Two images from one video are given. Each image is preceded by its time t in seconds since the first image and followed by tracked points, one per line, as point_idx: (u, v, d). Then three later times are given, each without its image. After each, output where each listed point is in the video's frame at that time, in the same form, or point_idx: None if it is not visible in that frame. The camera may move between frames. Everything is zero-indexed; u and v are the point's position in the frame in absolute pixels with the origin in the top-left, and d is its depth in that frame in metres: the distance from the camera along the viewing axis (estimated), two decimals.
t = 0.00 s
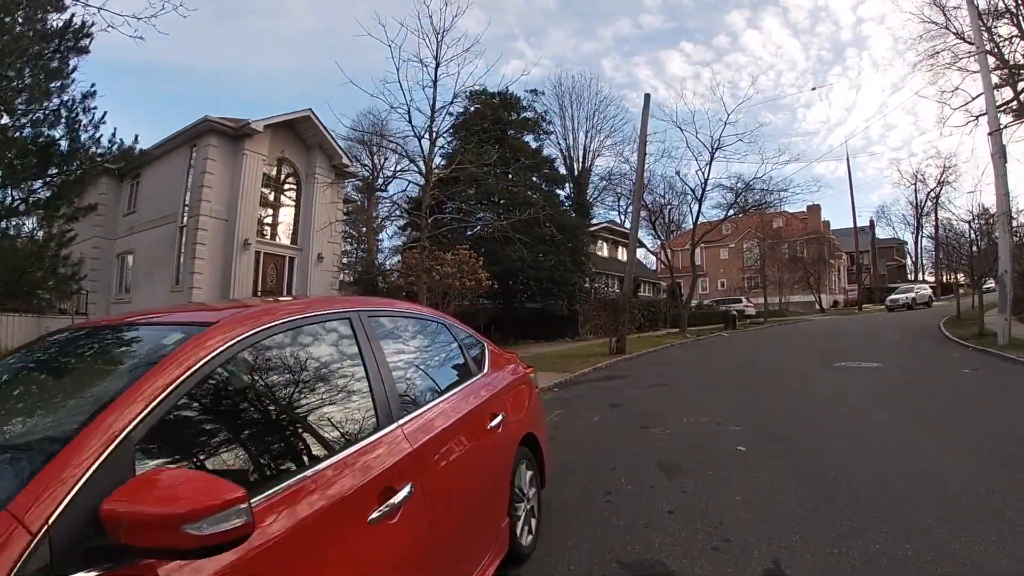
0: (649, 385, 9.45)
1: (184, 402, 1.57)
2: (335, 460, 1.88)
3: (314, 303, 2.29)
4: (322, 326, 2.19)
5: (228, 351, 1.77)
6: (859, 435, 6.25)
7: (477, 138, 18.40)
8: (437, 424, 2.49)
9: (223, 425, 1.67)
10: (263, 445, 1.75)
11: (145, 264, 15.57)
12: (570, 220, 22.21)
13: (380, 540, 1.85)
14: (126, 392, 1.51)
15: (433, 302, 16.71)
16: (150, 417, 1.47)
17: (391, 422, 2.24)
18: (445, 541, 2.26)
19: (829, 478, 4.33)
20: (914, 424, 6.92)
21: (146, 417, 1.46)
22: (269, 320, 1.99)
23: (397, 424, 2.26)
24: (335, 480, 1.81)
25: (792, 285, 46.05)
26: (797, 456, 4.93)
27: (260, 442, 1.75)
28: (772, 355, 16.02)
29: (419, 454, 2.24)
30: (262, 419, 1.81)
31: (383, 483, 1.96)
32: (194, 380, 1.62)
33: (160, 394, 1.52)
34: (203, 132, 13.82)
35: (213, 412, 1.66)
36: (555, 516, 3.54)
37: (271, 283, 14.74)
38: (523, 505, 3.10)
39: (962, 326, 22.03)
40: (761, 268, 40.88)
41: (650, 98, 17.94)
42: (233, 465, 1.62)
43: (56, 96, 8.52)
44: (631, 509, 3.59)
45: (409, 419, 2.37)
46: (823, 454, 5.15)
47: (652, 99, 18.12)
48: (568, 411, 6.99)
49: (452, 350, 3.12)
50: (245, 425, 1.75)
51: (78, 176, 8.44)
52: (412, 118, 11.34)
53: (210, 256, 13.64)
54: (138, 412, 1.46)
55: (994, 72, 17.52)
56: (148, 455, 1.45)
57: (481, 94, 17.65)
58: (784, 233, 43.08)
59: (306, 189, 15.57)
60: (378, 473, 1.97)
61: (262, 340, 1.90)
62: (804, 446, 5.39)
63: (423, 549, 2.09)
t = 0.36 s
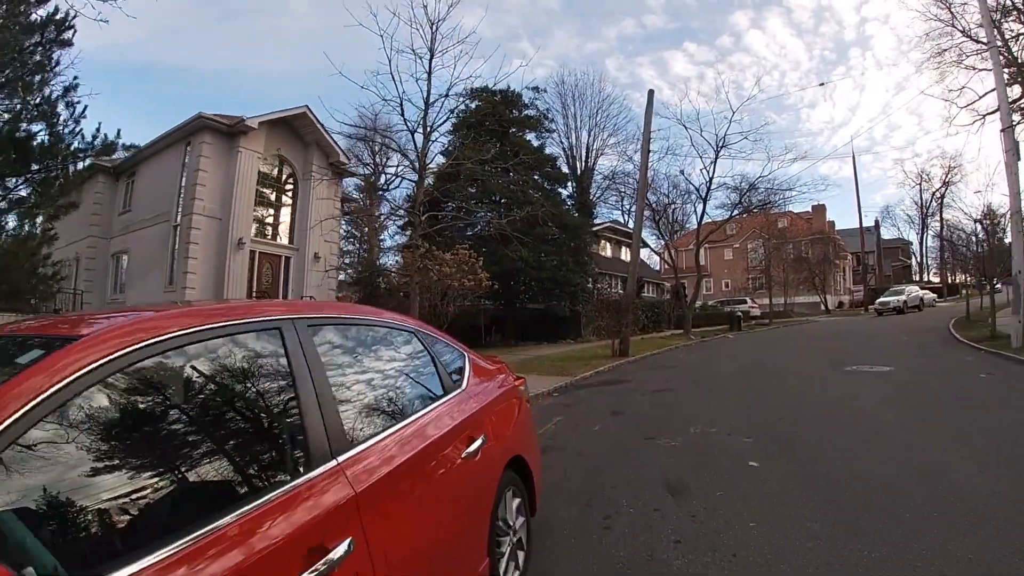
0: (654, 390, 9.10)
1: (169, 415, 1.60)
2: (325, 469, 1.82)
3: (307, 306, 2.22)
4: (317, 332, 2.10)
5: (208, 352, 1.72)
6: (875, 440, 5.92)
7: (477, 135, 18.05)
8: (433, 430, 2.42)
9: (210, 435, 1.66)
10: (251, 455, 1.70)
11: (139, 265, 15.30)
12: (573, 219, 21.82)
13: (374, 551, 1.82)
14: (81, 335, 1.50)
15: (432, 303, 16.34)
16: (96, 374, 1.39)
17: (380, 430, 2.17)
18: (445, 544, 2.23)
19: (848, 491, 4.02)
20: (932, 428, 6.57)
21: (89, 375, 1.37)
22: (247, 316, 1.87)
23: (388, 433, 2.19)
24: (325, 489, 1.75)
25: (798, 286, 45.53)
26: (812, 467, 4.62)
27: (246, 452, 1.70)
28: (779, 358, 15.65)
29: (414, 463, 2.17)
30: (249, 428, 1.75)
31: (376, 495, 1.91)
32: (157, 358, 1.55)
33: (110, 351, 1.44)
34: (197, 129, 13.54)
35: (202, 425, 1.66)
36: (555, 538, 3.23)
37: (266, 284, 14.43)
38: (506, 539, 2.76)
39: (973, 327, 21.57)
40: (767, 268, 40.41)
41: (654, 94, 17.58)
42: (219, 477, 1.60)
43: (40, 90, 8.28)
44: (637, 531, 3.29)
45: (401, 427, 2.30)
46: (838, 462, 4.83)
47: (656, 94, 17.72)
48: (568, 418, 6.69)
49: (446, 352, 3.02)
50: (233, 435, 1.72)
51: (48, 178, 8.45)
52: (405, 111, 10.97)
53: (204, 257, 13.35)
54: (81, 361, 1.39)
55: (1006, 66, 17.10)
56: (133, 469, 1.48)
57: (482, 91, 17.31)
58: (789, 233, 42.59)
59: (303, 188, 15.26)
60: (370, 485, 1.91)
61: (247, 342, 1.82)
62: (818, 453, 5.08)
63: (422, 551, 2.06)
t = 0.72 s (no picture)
0: (657, 395, 8.75)
1: (160, 425, 1.40)
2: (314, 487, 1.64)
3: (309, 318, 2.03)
4: (306, 343, 1.94)
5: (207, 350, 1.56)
6: (896, 446, 5.59)
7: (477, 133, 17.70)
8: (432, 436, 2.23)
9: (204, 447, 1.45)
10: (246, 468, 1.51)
11: (132, 264, 14.97)
12: (574, 218, 21.47)
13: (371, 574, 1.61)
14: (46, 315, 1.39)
15: (430, 303, 16.01)
16: (72, 350, 1.26)
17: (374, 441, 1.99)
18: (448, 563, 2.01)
19: (872, 510, 3.68)
20: (950, 432, 6.24)
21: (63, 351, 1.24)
22: (234, 321, 1.68)
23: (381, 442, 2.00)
24: (316, 508, 1.57)
25: (801, 286, 45.09)
26: (830, 481, 4.28)
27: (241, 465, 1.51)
28: (785, 360, 15.29)
29: (414, 472, 1.97)
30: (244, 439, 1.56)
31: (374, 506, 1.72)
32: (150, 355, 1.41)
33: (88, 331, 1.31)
34: (190, 126, 13.23)
35: (203, 431, 1.43)
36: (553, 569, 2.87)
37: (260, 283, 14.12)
38: None
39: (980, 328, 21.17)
40: (770, 269, 40.00)
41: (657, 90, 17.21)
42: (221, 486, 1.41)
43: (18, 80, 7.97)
44: (644, 564, 2.93)
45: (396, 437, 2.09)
46: (858, 472, 4.51)
47: (659, 91, 17.32)
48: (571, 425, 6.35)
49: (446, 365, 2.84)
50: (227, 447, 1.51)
51: (27, 173, 8.23)
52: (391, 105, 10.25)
53: (197, 256, 13.01)
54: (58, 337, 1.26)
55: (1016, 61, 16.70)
56: (119, 483, 1.30)
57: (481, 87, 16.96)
58: (793, 233, 42.14)
59: (299, 185, 14.99)
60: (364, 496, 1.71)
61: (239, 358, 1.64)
62: (836, 463, 4.76)
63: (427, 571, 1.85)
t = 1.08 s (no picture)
0: (661, 397, 8.40)
1: (143, 426, 1.33)
2: (298, 481, 1.53)
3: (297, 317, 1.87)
4: (302, 341, 1.83)
5: (198, 344, 1.51)
6: (915, 450, 5.25)
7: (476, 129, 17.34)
8: (426, 431, 2.10)
9: (185, 450, 1.38)
10: (226, 473, 1.44)
11: (124, 263, 14.62)
12: (575, 216, 21.13)
13: None
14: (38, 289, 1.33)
15: (427, 302, 15.69)
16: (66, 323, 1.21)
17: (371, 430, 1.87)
18: None
19: (895, 524, 3.33)
20: (970, 434, 5.90)
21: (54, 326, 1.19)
22: (219, 317, 1.58)
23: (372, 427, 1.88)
24: (297, 503, 1.46)
25: (803, 286, 44.74)
26: (849, 492, 3.93)
27: (223, 471, 1.43)
28: (793, 361, 14.98)
29: (406, 475, 1.82)
30: (228, 442, 1.48)
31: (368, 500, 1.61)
32: (137, 345, 1.36)
33: (79, 310, 1.25)
34: (181, 121, 12.90)
35: (179, 437, 1.39)
36: None
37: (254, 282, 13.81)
38: None
39: (988, 328, 20.79)
40: (772, 269, 39.64)
41: (659, 83, 16.75)
42: (202, 497, 1.34)
43: None
44: None
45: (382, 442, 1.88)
46: (880, 481, 4.16)
47: (661, 86, 16.93)
48: (571, 430, 6.02)
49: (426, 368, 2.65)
50: (209, 450, 1.44)
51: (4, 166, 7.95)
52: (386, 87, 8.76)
53: (188, 253, 12.71)
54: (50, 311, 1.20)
55: None
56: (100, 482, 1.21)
57: (481, 83, 16.59)
58: (796, 232, 41.75)
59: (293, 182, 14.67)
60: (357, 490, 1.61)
61: (229, 358, 1.59)
62: (854, 470, 4.43)
63: None
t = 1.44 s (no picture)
0: (669, 401, 8.05)
1: (130, 436, 1.23)
2: (299, 487, 1.38)
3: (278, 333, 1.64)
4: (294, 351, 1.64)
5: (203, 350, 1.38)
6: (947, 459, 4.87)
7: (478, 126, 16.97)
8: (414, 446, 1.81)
9: (174, 458, 1.26)
10: (216, 483, 1.29)
11: (120, 262, 14.35)
12: (579, 215, 20.75)
13: None
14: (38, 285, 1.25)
15: (428, 302, 15.36)
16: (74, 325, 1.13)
17: (374, 436, 1.70)
18: None
19: (939, 549, 2.95)
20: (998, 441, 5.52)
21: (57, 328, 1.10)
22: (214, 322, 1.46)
23: (380, 424, 1.77)
24: (295, 512, 1.32)
25: (810, 286, 44.21)
26: (878, 507, 3.58)
27: (210, 481, 1.28)
28: (804, 362, 14.58)
29: (404, 491, 1.63)
30: (218, 451, 1.33)
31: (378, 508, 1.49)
32: (133, 345, 1.24)
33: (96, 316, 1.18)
34: (177, 116, 12.63)
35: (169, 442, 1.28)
36: None
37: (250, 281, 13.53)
38: None
39: (1002, 328, 20.28)
40: (779, 268, 39.13)
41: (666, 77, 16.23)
42: (186, 509, 1.21)
43: None
44: None
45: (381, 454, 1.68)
46: (911, 495, 3.80)
47: (667, 81, 16.57)
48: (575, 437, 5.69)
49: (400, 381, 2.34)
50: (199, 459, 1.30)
51: None
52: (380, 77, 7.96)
53: (183, 251, 12.43)
54: (50, 311, 1.11)
55: None
56: (87, 496, 1.12)
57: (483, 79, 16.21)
58: (804, 231, 41.18)
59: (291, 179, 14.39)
60: (364, 500, 1.48)
61: (224, 357, 1.41)
62: (884, 482, 4.06)
63: None
